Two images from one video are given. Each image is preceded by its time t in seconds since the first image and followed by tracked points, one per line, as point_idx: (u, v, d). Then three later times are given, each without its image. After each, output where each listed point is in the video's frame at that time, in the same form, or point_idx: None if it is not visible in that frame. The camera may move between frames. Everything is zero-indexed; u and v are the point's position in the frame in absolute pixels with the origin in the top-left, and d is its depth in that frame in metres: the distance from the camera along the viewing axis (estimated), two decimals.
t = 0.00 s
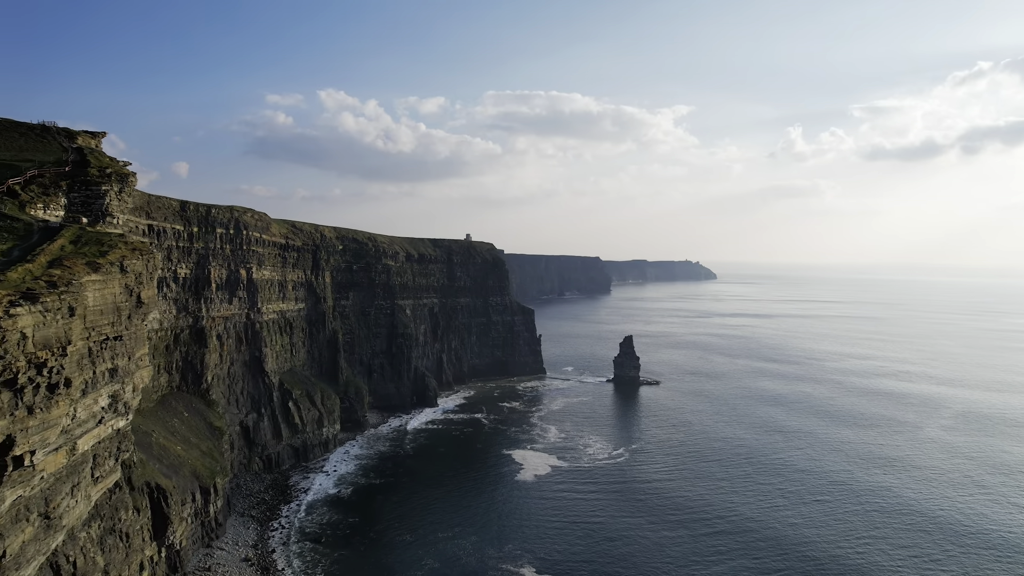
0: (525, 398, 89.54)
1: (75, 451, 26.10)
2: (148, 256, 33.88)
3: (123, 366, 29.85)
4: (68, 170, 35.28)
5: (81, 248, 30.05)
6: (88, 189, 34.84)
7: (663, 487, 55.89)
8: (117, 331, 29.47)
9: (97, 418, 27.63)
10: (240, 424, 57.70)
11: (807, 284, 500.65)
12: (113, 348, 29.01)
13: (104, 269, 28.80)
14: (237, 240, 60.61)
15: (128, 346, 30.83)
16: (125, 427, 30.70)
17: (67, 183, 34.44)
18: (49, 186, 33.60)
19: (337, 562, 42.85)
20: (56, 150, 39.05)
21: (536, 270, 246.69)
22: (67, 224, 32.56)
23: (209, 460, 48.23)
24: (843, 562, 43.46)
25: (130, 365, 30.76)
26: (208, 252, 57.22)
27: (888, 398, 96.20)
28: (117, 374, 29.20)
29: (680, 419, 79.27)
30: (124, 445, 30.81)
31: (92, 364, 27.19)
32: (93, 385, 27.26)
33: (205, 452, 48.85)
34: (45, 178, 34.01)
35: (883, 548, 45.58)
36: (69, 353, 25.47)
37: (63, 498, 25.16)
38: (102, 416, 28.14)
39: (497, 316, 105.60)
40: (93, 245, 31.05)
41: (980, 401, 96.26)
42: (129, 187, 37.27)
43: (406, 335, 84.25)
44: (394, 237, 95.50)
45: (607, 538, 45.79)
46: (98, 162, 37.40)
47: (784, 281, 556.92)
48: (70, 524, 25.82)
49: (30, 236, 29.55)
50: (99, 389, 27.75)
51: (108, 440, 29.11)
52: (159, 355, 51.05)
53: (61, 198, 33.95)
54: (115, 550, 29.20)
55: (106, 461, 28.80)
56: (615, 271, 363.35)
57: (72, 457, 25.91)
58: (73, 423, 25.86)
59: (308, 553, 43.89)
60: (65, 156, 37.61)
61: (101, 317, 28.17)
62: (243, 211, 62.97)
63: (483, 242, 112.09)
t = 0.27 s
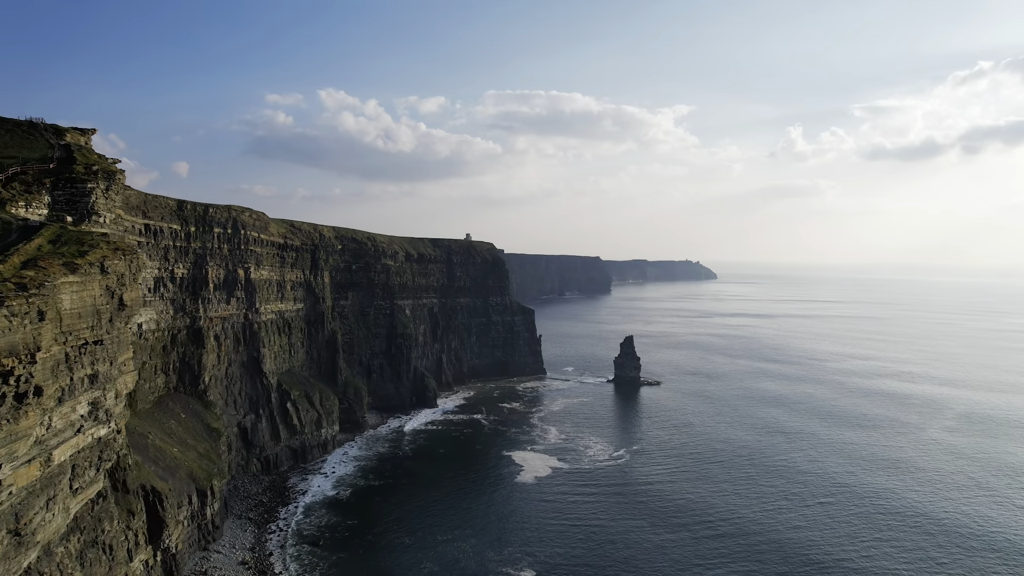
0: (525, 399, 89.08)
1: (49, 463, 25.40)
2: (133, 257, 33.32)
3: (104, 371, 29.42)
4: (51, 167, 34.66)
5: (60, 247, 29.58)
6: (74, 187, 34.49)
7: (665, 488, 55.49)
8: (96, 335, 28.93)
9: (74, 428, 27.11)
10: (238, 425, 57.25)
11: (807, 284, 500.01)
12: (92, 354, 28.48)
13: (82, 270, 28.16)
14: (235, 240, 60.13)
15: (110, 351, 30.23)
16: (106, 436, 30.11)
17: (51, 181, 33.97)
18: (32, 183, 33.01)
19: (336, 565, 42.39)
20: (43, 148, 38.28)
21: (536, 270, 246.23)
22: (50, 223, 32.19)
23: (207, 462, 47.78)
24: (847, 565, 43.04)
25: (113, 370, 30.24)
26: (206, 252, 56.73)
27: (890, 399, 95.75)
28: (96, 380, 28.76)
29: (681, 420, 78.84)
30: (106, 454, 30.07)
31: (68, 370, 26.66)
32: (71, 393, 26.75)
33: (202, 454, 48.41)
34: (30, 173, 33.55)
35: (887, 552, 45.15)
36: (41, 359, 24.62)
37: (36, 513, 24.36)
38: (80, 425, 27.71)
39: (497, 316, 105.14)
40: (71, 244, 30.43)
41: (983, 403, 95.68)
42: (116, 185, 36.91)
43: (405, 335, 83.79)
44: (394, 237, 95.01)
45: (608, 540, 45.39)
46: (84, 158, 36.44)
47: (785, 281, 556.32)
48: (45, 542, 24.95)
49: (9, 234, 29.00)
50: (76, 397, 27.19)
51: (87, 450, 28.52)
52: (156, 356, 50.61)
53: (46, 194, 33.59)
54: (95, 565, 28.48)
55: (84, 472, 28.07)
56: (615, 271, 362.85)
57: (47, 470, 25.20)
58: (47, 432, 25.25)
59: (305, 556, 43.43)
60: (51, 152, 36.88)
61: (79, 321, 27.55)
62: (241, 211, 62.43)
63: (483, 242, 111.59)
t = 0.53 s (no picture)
0: (525, 399, 88.51)
1: (19, 476, 24.43)
2: (111, 257, 32.56)
3: (77, 379, 28.78)
4: (32, 164, 33.13)
5: (33, 246, 28.50)
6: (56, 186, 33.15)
7: (666, 491, 54.98)
8: (70, 340, 28.38)
9: (47, 437, 26.34)
10: (235, 427, 56.67)
11: (808, 283, 499.36)
12: (65, 360, 27.92)
13: (55, 272, 27.44)
14: (232, 240, 59.55)
15: (84, 357, 29.57)
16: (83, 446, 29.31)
17: (31, 177, 32.39)
18: (11, 180, 31.17)
19: (333, 569, 41.81)
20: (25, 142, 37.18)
21: (536, 270, 245.72)
22: (24, 220, 30.94)
23: (203, 464, 47.17)
24: (851, 569, 42.51)
25: (87, 378, 29.61)
26: (203, 252, 56.11)
27: (892, 400, 95.26)
28: (70, 389, 28.11)
29: (682, 421, 78.30)
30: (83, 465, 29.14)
31: (39, 378, 25.97)
32: (43, 403, 26.07)
33: (198, 456, 47.81)
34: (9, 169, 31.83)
35: (891, 555, 44.63)
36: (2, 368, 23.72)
37: (1, 533, 23.21)
38: (53, 436, 26.84)
39: (497, 316, 104.58)
40: (48, 241, 29.75)
41: (985, 404, 95.18)
42: (100, 183, 35.73)
43: (404, 335, 83.24)
44: (393, 237, 94.44)
45: (609, 544, 44.90)
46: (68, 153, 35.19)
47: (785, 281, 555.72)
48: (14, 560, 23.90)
49: None
50: (47, 405, 26.44)
51: (63, 460, 27.74)
52: (152, 357, 49.99)
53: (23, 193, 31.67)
54: None
55: (58, 485, 27.09)
56: (615, 270, 362.38)
57: (15, 485, 24.13)
58: (15, 446, 24.31)
59: (302, 560, 42.86)
60: (31, 148, 35.50)
61: (51, 326, 26.97)
62: (238, 210, 61.79)
63: (483, 242, 110.98)
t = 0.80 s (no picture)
0: (525, 400, 87.99)
1: None
2: (90, 258, 31.74)
3: (53, 387, 27.73)
4: (15, 160, 32.54)
5: (5, 246, 27.60)
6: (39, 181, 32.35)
7: (667, 493, 54.51)
8: (43, 346, 27.48)
9: (19, 450, 25.29)
10: (233, 428, 56.16)
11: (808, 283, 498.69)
12: (38, 367, 26.94)
13: (26, 274, 26.69)
14: (230, 240, 59.06)
15: (61, 364, 28.62)
16: (59, 457, 28.19)
17: (13, 174, 31.77)
18: None
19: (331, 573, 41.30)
20: None
21: (536, 270, 245.31)
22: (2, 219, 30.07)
23: (200, 466, 46.66)
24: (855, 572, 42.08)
25: (65, 385, 28.66)
26: (200, 252, 55.60)
27: (894, 401, 94.77)
28: (45, 398, 27.14)
29: (683, 422, 77.84)
30: (60, 475, 27.97)
31: (9, 387, 24.99)
32: (16, 413, 25.12)
33: (195, 458, 47.32)
34: None
35: (896, 558, 44.15)
36: None
37: None
38: (26, 447, 25.84)
39: (497, 316, 104.06)
40: (21, 241, 28.80)
41: (988, 405, 94.69)
42: (85, 180, 35.01)
43: (403, 336, 82.73)
44: (392, 236, 93.93)
45: (610, 546, 44.46)
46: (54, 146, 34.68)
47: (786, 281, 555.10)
48: None
49: None
50: (18, 415, 25.37)
51: (39, 472, 26.69)
52: (149, 358, 49.48)
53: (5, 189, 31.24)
54: None
55: (32, 499, 26.02)
56: (615, 270, 361.91)
57: None
58: None
59: (300, 563, 42.35)
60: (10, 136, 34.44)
61: (20, 331, 26.01)
62: (236, 210, 61.25)
63: (483, 242, 110.47)
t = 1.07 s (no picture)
0: (525, 401, 87.43)
1: None
2: (63, 259, 29.05)
3: (19, 399, 25.72)
4: None
5: None
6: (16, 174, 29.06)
7: (668, 495, 53.97)
8: (7, 355, 25.30)
9: None
10: (230, 430, 55.58)
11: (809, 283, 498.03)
12: None
13: None
14: (227, 239, 58.46)
15: (30, 372, 26.59)
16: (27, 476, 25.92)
17: None
18: None
19: None
20: None
21: (536, 270, 244.84)
22: None
23: (196, 469, 46.06)
24: None
25: (35, 396, 26.72)
26: (196, 252, 54.99)
27: (896, 403, 94.23)
28: (11, 409, 25.23)
29: (684, 424, 77.29)
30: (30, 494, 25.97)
31: None
32: None
33: (191, 460, 46.69)
34: None
35: (902, 563, 43.55)
36: None
37: None
38: None
39: (497, 316, 103.46)
40: None
41: (991, 406, 94.14)
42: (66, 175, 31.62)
43: (403, 336, 82.13)
44: (392, 236, 93.35)
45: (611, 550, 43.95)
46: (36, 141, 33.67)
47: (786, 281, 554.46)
48: None
49: None
50: None
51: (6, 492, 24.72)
52: (145, 359, 48.90)
53: None
54: None
55: None
56: (615, 270, 361.37)
57: None
58: None
59: (296, 568, 41.67)
60: None
61: None
62: (233, 209, 60.61)
63: (483, 242, 109.89)
